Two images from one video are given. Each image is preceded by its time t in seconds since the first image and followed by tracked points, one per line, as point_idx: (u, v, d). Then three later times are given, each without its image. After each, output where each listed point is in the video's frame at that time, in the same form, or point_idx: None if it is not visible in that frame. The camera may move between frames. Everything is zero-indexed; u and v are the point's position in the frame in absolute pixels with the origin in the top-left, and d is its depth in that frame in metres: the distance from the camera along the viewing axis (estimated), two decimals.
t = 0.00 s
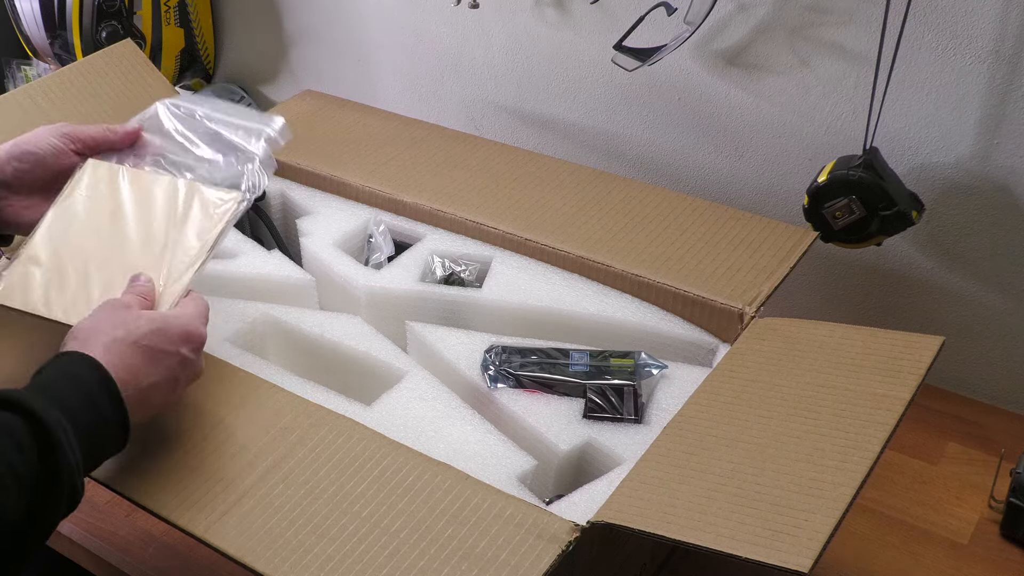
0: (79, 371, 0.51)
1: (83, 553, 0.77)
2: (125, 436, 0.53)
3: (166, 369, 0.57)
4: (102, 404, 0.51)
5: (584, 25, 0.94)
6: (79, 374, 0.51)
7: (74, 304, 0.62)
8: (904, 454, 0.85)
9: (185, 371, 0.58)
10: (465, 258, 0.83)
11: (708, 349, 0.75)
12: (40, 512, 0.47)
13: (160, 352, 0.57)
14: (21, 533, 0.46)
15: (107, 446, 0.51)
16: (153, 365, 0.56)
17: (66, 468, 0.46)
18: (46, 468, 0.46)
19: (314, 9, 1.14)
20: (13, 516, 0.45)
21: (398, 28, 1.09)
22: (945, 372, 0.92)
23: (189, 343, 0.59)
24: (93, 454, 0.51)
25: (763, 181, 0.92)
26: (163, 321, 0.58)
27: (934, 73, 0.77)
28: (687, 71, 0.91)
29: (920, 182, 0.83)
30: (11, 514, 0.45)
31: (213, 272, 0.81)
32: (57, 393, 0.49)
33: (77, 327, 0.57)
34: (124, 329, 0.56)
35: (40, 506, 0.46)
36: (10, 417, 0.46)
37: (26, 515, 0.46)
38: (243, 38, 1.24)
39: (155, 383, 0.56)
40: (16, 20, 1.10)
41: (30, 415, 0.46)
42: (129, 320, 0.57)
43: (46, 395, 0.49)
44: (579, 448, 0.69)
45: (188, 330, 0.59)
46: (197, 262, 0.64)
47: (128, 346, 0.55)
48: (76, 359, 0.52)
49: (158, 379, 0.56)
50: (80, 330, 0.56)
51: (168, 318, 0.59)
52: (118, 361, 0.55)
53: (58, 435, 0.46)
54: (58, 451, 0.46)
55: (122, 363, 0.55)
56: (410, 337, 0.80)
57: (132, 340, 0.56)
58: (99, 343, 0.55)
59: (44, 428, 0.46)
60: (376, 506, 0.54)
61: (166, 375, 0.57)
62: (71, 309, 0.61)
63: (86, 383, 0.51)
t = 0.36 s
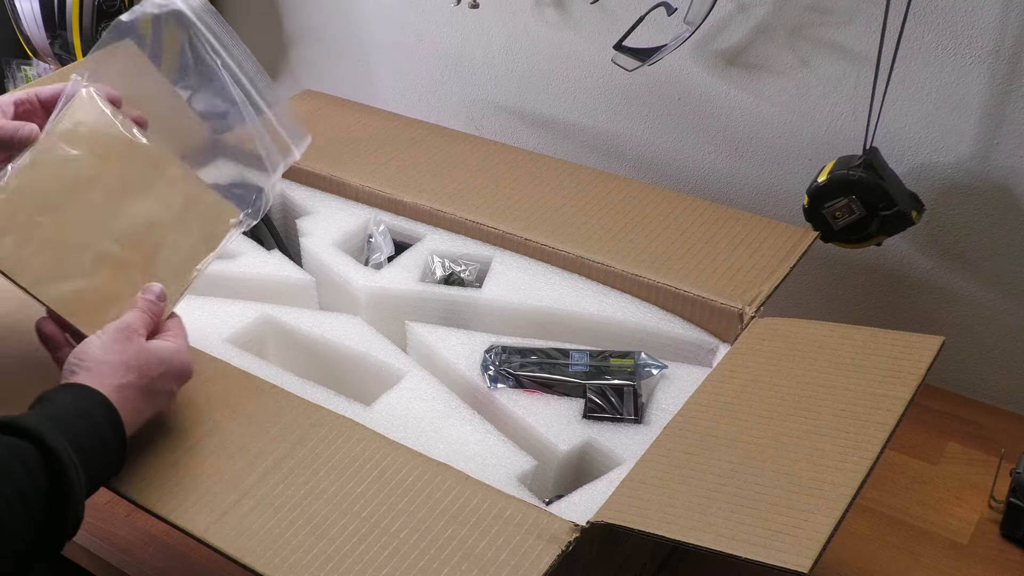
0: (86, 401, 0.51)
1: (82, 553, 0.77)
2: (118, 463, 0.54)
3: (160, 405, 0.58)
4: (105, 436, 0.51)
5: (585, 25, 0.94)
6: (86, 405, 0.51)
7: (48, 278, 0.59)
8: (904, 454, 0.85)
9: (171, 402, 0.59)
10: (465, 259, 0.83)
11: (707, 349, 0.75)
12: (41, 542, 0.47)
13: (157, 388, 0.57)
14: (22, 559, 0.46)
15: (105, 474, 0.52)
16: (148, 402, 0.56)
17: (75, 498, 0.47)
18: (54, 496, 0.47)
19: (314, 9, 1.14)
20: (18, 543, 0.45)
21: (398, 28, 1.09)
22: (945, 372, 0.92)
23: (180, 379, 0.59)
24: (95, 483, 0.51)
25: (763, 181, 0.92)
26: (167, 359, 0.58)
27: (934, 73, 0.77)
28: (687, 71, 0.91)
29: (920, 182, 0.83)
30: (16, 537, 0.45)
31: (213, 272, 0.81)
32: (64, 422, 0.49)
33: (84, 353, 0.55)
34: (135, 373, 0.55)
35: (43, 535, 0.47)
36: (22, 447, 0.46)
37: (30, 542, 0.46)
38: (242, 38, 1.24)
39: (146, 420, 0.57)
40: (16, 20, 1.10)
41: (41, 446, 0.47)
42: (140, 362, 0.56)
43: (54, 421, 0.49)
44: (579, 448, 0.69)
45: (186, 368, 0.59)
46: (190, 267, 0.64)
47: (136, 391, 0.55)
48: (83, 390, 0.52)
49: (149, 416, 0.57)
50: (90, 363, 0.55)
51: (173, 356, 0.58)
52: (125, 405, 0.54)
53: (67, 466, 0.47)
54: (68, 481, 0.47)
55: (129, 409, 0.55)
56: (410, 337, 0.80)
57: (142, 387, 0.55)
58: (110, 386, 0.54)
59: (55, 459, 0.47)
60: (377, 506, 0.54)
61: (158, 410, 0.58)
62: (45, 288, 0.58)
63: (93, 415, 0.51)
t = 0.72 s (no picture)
0: (59, 399, 0.52)
1: (83, 553, 0.77)
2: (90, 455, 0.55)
3: (128, 405, 0.58)
4: (77, 430, 0.52)
5: (585, 25, 0.94)
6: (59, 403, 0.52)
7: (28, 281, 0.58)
8: (904, 454, 0.85)
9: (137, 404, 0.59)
10: (465, 259, 0.83)
11: (707, 349, 0.75)
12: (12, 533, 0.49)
13: (123, 386, 0.57)
14: None
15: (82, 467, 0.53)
16: (114, 399, 0.56)
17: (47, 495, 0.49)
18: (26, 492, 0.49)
19: (314, 9, 1.14)
20: None
21: (398, 28, 1.09)
22: (945, 372, 0.92)
23: (146, 378, 0.59)
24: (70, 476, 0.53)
25: (763, 181, 0.92)
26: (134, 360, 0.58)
27: (934, 73, 0.77)
28: (687, 71, 0.91)
29: (920, 182, 0.83)
30: None
31: (213, 272, 0.81)
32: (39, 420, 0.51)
33: (50, 352, 0.56)
34: (100, 369, 0.56)
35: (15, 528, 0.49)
36: None
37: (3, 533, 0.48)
38: (243, 39, 1.24)
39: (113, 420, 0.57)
40: (16, 20, 1.10)
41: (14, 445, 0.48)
42: (106, 358, 0.57)
43: (24, 419, 0.50)
44: (579, 448, 0.69)
45: (152, 370, 0.59)
46: (146, 293, 0.65)
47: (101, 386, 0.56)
48: (51, 386, 0.53)
49: (117, 415, 0.57)
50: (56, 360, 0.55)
51: (139, 356, 0.58)
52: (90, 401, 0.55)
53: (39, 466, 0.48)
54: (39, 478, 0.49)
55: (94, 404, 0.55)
56: (409, 337, 0.80)
57: (109, 382, 0.56)
58: (74, 381, 0.55)
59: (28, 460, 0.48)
60: (377, 506, 0.54)
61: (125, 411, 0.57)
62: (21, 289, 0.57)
63: (63, 410, 0.52)
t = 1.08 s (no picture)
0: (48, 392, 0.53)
1: (83, 552, 0.77)
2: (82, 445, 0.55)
3: (119, 403, 0.58)
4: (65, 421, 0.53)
5: (585, 25, 0.94)
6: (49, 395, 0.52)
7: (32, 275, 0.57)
8: (904, 454, 0.85)
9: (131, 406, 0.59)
10: (465, 258, 0.83)
11: (708, 349, 0.75)
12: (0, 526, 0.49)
13: (115, 382, 0.57)
14: None
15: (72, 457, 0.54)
16: (106, 394, 0.57)
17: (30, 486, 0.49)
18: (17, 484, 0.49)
19: (313, 9, 1.14)
20: None
21: (398, 29, 1.09)
22: (945, 372, 0.92)
23: (139, 377, 0.59)
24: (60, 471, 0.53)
25: (763, 181, 0.92)
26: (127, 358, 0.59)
27: (934, 73, 0.77)
28: (687, 72, 0.91)
29: (920, 182, 0.83)
30: None
31: (212, 271, 0.81)
32: (27, 412, 0.51)
33: (40, 347, 0.57)
34: (90, 363, 0.57)
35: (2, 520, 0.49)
36: None
37: None
38: (243, 39, 1.24)
39: (105, 416, 0.57)
40: (16, 20, 1.10)
41: None
42: (97, 353, 0.57)
43: (13, 412, 0.50)
44: (579, 448, 0.69)
45: (144, 370, 0.60)
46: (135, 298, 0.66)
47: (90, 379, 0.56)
48: (41, 378, 0.53)
49: (106, 414, 0.57)
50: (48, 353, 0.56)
51: (132, 353, 0.59)
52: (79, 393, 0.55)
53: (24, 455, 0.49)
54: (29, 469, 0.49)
55: (82, 395, 0.55)
56: (409, 337, 0.80)
57: (97, 376, 0.56)
58: (63, 375, 0.56)
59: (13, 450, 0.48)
60: (377, 506, 0.54)
61: (116, 409, 0.58)
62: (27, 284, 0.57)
63: (52, 402, 0.52)
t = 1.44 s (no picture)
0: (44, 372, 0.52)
1: (83, 552, 0.77)
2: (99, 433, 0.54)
3: (145, 371, 0.57)
4: (65, 401, 0.52)
5: (584, 24, 0.94)
6: (45, 376, 0.52)
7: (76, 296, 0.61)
8: (904, 454, 0.85)
9: (162, 372, 0.58)
10: (465, 258, 0.83)
11: (708, 349, 0.75)
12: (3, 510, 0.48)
13: (130, 353, 0.56)
14: None
15: (82, 443, 0.53)
16: (122, 366, 0.56)
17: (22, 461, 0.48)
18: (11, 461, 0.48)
19: (313, 9, 1.14)
20: None
21: (398, 28, 1.09)
22: (945, 372, 0.92)
23: (166, 343, 0.58)
24: (68, 456, 0.52)
25: (763, 181, 0.92)
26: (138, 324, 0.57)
27: (934, 73, 0.77)
28: (687, 71, 0.91)
29: (920, 182, 0.83)
30: None
31: (213, 272, 0.81)
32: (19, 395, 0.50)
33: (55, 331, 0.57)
34: (91, 336, 0.56)
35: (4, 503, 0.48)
36: None
37: None
38: (243, 39, 1.24)
39: (124, 387, 0.56)
40: (16, 19, 1.10)
41: None
42: (99, 323, 0.56)
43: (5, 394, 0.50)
44: (579, 448, 0.69)
45: (170, 333, 0.58)
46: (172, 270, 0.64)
47: (94, 353, 0.55)
48: (40, 359, 0.53)
49: (129, 384, 0.56)
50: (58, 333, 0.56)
51: (140, 317, 0.57)
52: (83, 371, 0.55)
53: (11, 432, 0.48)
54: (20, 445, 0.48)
55: (91, 371, 0.55)
56: (410, 337, 0.80)
57: (105, 350, 0.56)
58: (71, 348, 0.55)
59: None
60: (377, 506, 0.54)
61: (138, 378, 0.56)
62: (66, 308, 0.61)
63: (49, 382, 0.52)
